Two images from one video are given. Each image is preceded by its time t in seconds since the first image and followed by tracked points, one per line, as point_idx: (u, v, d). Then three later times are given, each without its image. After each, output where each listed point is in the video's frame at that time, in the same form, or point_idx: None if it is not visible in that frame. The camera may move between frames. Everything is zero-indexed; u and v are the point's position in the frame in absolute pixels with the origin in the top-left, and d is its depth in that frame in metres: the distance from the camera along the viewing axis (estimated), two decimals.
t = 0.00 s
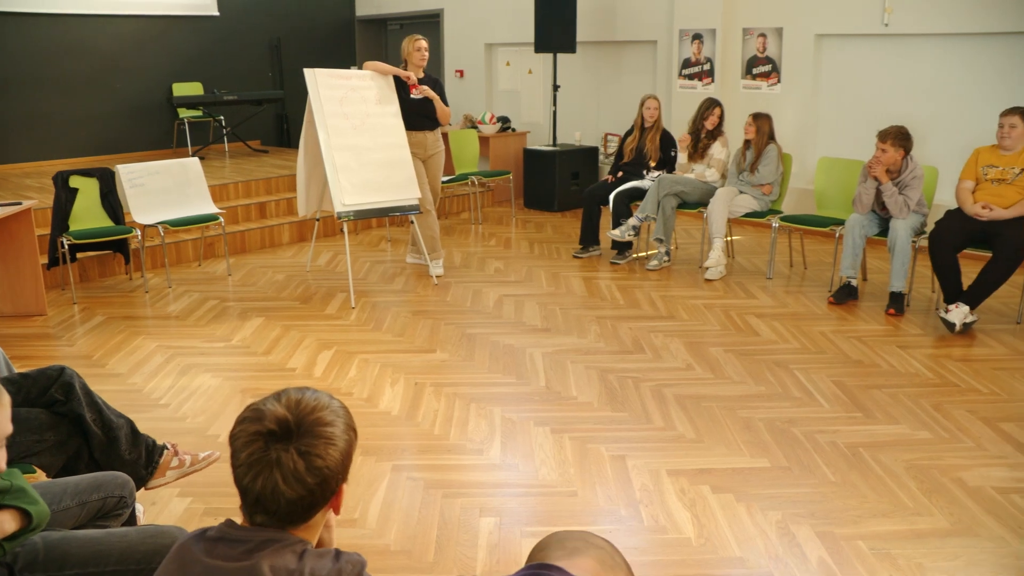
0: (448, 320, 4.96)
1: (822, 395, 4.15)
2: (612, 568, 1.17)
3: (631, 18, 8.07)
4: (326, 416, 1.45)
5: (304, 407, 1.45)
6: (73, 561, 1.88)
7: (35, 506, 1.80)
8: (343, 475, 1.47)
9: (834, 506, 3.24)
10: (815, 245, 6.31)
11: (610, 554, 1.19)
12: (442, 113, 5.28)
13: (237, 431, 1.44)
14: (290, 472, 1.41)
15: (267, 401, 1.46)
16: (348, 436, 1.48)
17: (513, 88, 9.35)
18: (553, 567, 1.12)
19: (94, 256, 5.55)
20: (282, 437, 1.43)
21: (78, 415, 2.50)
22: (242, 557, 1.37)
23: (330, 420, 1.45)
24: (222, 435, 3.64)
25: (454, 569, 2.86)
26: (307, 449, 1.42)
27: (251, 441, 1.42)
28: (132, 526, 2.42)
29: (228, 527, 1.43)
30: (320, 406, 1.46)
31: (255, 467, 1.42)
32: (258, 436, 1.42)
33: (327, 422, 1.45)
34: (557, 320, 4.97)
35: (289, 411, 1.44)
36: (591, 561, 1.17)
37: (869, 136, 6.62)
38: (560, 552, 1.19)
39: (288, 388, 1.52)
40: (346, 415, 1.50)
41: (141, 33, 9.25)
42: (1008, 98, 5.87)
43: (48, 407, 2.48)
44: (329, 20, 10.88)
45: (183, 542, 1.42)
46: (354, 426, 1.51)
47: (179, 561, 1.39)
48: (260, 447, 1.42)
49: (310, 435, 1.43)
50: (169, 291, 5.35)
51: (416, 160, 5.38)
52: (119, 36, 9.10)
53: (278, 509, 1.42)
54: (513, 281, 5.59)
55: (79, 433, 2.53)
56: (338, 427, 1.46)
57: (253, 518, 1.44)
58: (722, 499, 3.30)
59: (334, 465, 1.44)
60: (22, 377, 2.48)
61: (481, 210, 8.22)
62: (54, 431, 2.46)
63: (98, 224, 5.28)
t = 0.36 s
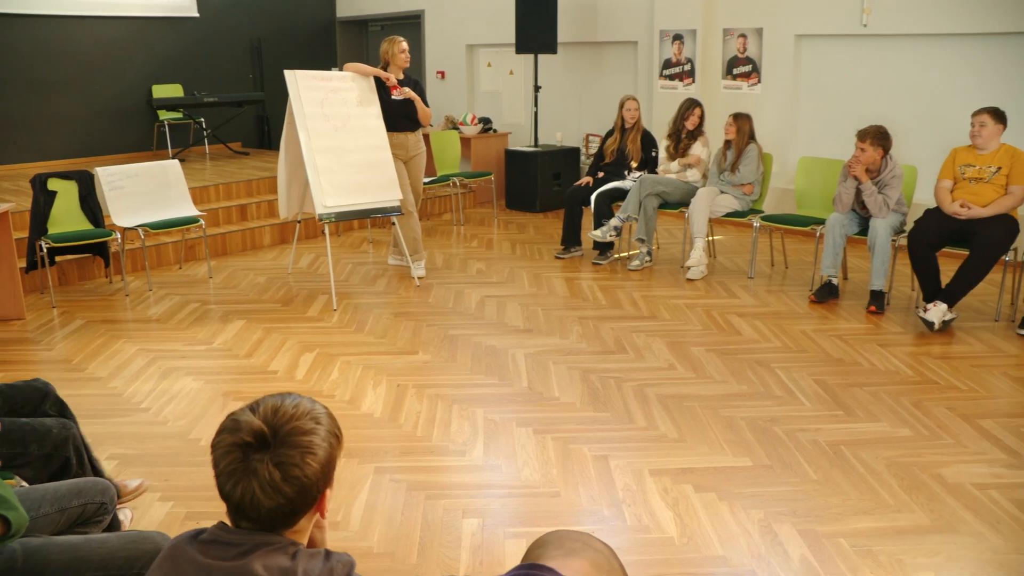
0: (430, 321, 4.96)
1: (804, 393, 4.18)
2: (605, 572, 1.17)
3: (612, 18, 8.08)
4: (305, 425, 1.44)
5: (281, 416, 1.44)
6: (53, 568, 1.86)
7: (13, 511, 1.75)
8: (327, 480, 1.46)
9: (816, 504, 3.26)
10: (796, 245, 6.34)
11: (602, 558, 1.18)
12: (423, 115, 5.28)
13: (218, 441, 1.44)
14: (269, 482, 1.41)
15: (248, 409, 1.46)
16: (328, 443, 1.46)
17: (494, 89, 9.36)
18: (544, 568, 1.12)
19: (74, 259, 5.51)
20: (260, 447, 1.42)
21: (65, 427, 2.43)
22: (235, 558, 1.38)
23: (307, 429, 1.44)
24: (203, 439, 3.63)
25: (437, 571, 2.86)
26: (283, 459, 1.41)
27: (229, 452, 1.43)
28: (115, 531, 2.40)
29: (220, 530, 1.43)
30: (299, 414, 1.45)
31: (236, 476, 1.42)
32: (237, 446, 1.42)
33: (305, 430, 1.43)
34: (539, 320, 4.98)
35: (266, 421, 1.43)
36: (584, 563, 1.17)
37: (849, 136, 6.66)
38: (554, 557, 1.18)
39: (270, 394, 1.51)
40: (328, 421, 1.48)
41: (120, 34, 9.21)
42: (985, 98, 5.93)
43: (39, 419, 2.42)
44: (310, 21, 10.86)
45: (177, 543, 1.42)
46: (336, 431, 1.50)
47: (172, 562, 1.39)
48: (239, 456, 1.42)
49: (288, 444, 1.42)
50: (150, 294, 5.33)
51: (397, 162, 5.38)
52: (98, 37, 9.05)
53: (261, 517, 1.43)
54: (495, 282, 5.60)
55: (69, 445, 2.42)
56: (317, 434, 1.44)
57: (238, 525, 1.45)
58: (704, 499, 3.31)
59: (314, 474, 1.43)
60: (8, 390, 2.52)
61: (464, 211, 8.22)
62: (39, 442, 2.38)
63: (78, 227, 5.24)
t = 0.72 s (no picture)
0: (410, 323, 4.95)
1: (783, 393, 4.20)
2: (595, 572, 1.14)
3: (591, 19, 8.10)
4: (287, 420, 1.44)
5: (263, 411, 1.44)
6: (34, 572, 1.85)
7: None
8: (310, 475, 1.46)
9: (796, 502, 3.28)
10: (775, 244, 6.38)
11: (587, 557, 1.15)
12: (402, 116, 5.28)
13: (201, 439, 1.44)
14: (252, 477, 1.41)
15: (230, 406, 1.46)
16: (310, 438, 1.46)
17: (474, 90, 9.37)
18: (531, 570, 1.09)
19: (51, 263, 5.48)
20: (243, 443, 1.42)
21: (44, 444, 2.43)
22: (219, 555, 1.38)
23: (289, 423, 1.44)
24: (182, 444, 3.61)
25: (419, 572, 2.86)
26: (266, 454, 1.41)
27: (212, 449, 1.43)
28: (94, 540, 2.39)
29: (205, 528, 1.43)
30: (281, 409, 1.45)
31: (220, 472, 1.42)
32: (220, 442, 1.42)
33: (287, 424, 1.43)
34: (520, 322, 4.99)
35: (248, 417, 1.43)
36: (572, 563, 1.14)
37: (828, 136, 6.71)
38: (541, 556, 1.15)
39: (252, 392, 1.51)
40: (309, 416, 1.48)
41: (97, 36, 9.15)
42: (962, 98, 5.98)
43: (17, 434, 2.39)
44: (290, 23, 10.84)
45: (163, 543, 1.42)
46: (318, 426, 1.50)
47: (157, 562, 1.39)
48: (223, 453, 1.42)
49: (270, 438, 1.42)
50: (128, 297, 5.30)
51: (377, 164, 5.38)
52: (76, 40, 8.99)
53: (247, 511, 1.43)
54: (475, 284, 5.60)
55: (45, 465, 2.42)
56: (298, 429, 1.44)
57: (224, 522, 1.44)
58: (685, 498, 3.32)
59: (297, 468, 1.43)
60: None
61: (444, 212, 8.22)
62: (16, 461, 2.37)
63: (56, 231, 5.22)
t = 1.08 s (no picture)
0: (392, 326, 4.95)
1: (764, 393, 4.22)
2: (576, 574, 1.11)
3: (571, 21, 8.11)
4: (274, 425, 1.44)
5: (251, 417, 1.44)
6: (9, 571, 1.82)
7: None
8: (295, 481, 1.46)
9: (778, 502, 3.30)
10: (756, 245, 6.41)
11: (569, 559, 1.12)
12: (382, 119, 5.29)
13: (187, 443, 1.44)
14: (238, 483, 1.41)
15: (217, 412, 1.45)
16: (296, 445, 1.46)
17: (454, 93, 9.38)
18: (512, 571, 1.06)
19: (29, 268, 5.44)
20: (229, 448, 1.42)
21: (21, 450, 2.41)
22: (203, 561, 1.37)
23: (276, 429, 1.44)
24: (163, 449, 3.59)
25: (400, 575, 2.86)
26: (253, 458, 1.41)
27: (198, 453, 1.42)
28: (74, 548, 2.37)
29: (188, 534, 1.42)
30: (268, 415, 1.45)
31: (206, 477, 1.41)
32: (206, 447, 1.42)
33: (274, 430, 1.43)
34: (501, 324, 4.99)
35: (235, 423, 1.43)
36: (551, 565, 1.11)
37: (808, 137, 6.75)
38: (521, 559, 1.12)
39: (240, 397, 1.51)
40: (297, 423, 1.48)
41: (76, 38, 9.10)
42: (938, 99, 6.03)
43: None
44: (269, 25, 10.82)
45: (145, 548, 1.41)
46: (305, 432, 1.50)
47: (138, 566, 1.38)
48: (209, 457, 1.42)
49: (258, 444, 1.42)
50: (107, 302, 5.27)
51: (358, 166, 5.38)
52: (55, 42, 8.93)
53: (231, 516, 1.42)
54: (456, 286, 5.60)
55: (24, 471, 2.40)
56: (285, 435, 1.44)
57: (207, 527, 1.44)
58: (667, 499, 3.34)
59: (283, 474, 1.43)
60: None
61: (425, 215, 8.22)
62: None
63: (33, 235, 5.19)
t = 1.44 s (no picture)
0: (376, 329, 4.95)
1: (747, 393, 4.24)
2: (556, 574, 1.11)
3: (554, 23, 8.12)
4: (257, 429, 1.44)
5: (234, 420, 1.43)
6: None
7: None
8: (278, 485, 1.46)
9: (762, 501, 3.31)
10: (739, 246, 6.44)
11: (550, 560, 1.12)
12: (366, 121, 5.29)
13: (170, 447, 1.43)
14: (221, 487, 1.40)
15: (199, 416, 1.45)
16: (279, 449, 1.45)
17: (438, 94, 9.38)
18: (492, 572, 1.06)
19: (10, 272, 5.40)
20: (211, 452, 1.41)
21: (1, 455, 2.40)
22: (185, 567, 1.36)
23: (259, 433, 1.43)
24: (145, 453, 3.58)
25: None
26: (235, 462, 1.41)
27: (180, 457, 1.42)
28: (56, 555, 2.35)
29: (170, 539, 1.41)
30: (250, 419, 1.44)
31: (189, 482, 1.41)
32: (188, 451, 1.41)
33: (257, 434, 1.43)
34: (485, 326, 5.00)
35: (217, 426, 1.42)
36: (531, 567, 1.11)
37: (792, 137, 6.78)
38: (501, 561, 1.12)
39: (224, 401, 1.50)
40: (280, 426, 1.48)
41: (58, 40, 9.05)
42: (920, 100, 6.08)
43: None
44: (252, 27, 10.79)
45: (127, 553, 1.40)
46: (288, 436, 1.49)
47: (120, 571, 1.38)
48: (191, 461, 1.41)
49: (240, 448, 1.41)
50: (90, 306, 5.25)
51: (341, 169, 5.38)
52: (36, 44, 8.88)
53: (213, 520, 1.42)
54: (440, 288, 5.60)
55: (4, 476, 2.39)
56: (267, 438, 1.44)
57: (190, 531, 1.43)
58: (652, 499, 3.35)
59: (265, 478, 1.43)
60: None
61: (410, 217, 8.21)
62: None
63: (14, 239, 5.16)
